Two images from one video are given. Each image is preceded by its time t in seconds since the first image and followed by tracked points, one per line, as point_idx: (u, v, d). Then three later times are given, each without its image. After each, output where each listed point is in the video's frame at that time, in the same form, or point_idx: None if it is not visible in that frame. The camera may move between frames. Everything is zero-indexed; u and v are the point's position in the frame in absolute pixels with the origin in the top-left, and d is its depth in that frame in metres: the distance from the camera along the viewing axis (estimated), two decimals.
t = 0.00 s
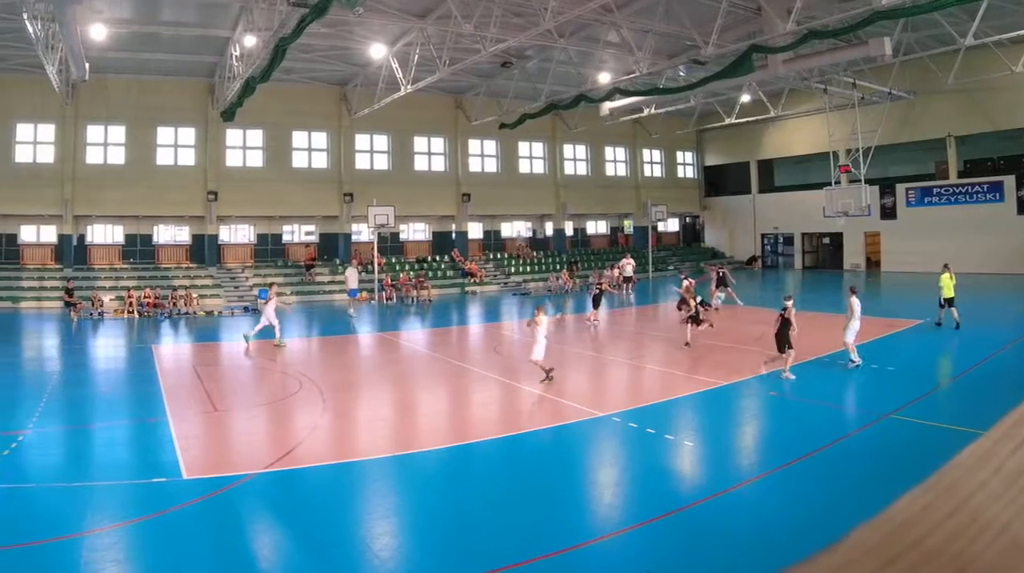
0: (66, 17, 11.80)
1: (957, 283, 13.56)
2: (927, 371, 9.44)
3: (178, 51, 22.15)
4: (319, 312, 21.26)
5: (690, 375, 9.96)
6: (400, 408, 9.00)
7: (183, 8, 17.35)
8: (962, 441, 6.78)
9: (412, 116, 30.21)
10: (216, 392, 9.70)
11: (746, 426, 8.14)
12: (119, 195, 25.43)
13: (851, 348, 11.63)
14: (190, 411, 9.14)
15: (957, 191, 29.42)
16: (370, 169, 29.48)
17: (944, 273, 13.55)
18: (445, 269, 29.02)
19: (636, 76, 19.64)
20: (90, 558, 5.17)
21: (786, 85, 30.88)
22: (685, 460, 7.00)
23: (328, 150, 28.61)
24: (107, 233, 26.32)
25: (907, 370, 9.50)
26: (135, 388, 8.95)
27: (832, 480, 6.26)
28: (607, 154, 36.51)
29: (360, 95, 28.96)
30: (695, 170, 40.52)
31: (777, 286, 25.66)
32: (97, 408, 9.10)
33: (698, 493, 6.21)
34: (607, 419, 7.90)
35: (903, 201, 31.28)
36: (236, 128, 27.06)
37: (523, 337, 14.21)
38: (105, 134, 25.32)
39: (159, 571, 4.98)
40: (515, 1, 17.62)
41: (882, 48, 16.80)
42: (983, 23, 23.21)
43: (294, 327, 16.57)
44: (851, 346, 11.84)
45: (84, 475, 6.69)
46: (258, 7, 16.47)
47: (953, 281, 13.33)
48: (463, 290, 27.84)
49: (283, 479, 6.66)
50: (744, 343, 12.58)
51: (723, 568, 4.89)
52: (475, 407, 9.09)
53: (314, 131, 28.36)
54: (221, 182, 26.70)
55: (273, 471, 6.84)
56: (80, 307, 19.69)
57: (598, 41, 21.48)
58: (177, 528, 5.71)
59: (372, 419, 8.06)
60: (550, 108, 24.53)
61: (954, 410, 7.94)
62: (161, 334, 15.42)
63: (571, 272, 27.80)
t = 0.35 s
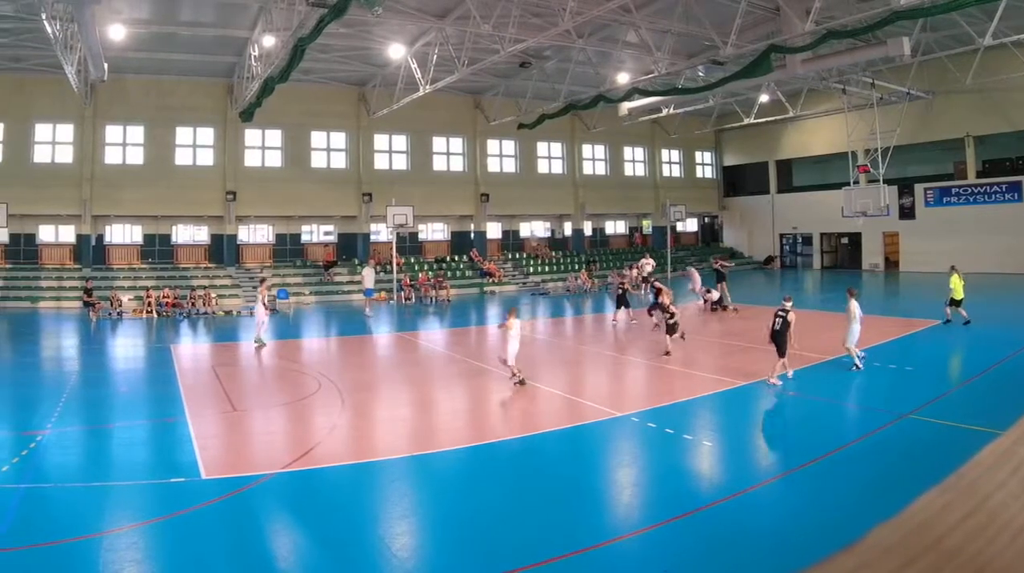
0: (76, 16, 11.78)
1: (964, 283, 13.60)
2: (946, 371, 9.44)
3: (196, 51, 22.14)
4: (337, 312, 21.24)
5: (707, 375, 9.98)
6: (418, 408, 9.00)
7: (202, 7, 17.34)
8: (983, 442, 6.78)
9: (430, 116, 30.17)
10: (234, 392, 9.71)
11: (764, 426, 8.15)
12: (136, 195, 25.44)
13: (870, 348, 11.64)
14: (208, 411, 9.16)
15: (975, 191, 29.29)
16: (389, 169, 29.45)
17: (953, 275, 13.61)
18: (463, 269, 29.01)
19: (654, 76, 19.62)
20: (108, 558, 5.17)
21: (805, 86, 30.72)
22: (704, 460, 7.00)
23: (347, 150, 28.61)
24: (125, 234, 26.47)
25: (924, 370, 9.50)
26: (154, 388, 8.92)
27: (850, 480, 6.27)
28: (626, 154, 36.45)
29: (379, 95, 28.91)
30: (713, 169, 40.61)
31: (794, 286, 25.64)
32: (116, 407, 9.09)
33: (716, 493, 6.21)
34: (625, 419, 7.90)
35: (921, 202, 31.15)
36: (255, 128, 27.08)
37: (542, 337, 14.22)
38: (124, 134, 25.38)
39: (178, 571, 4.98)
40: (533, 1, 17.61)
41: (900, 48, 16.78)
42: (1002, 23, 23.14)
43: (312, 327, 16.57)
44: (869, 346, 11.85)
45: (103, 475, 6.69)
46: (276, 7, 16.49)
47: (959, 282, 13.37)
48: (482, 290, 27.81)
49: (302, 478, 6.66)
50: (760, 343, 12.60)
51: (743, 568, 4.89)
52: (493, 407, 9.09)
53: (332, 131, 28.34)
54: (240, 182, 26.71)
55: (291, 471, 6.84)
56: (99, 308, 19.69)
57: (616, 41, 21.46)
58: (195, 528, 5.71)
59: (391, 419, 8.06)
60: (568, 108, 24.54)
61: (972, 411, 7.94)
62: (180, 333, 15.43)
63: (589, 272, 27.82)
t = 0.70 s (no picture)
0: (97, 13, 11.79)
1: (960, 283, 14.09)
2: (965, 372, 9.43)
3: (215, 51, 22.14)
4: (355, 312, 21.22)
5: (726, 375, 9.97)
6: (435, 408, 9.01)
7: (221, 7, 17.34)
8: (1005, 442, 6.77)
9: (448, 116, 30.11)
10: (252, 392, 9.72)
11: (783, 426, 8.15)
12: (154, 195, 25.45)
13: (889, 348, 11.64)
14: (227, 412, 9.18)
15: (994, 191, 29.21)
16: (408, 169, 29.43)
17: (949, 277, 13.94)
18: (482, 269, 28.99)
19: (673, 76, 19.60)
20: (127, 558, 5.17)
21: (824, 86, 30.53)
22: (722, 460, 7.00)
23: (366, 150, 28.58)
24: (143, 234, 26.35)
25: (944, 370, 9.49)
26: (172, 388, 8.93)
27: (869, 481, 6.26)
28: (644, 154, 36.25)
29: (397, 95, 28.86)
30: (732, 169, 40.15)
31: (814, 286, 25.60)
32: (135, 407, 9.12)
33: (735, 493, 6.21)
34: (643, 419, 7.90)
35: (940, 201, 31.05)
36: (274, 128, 27.09)
37: (561, 337, 14.21)
38: (143, 134, 25.40)
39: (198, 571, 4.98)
40: (552, 1, 17.60)
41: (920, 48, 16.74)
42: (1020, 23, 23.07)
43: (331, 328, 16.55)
44: (888, 346, 11.86)
45: (121, 475, 6.69)
46: (295, 7, 16.53)
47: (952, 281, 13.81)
48: (501, 290, 27.81)
49: (321, 479, 6.66)
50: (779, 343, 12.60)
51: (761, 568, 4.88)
52: (511, 407, 9.08)
53: (350, 131, 28.32)
54: (259, 182, 26.72)
55: (310, 471, 6.84)
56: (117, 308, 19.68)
57: (635, 41, 21.45)
58: (213, 529, 5.70)
59: (409, 419, 8.06)
60: (587, 108, 24.56)
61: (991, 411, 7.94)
62: (198, 334, 15.42)
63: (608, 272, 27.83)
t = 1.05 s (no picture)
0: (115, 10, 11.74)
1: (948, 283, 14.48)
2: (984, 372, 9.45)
3: (234, 51, 22.14)
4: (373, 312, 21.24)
5: (744, 375, 9.99)
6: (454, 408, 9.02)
7: (239, 8, 17.34)
8: None
9: (466, 116, 30.05)
10: (271, 392, 9.74)
11: (802, 426, 8.15)
12: (172, 195, 25.49)
13: (906, 348, 11.64)
14: (246, 412, 9.22)
15: (1013, 191, 29.16)
16: (427, 169, 29.42)
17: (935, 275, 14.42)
18: (501, 269, 29.01)
19: (692, 76, 19.57)
20: (146, 558, 5.17)
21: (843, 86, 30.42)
22: (741, 460, 7.00)
23: (384, 150, 28.54)
24: (162, 234, 26.62)
25: (963, 371, 9.52)
26: (190, 388, 8.89)
27: (888, 481, 6.26)
28: (664, 154, 36.11)
29: (416, 95, 28.83)
30: (752, 170, 39.82)
31: (832, 286, 25.62)
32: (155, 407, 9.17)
33: (754, 493, 6.21)
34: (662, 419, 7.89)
35: (959, 202, 31.02)
36: (292, 128, 27.08)
37: (579, 337, 14.22)
38: (161, 134, 25.44)
39: (218, 571, 4.98)
40: (571, 1, 17.58)
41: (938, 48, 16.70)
42: None
43: (349, 327, 16.56)
44: (905, 346, 11.87)
45: (141, 475, 6.70)
46: (314, 7, 16.50)
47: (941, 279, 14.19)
48: (519, 290, 27.81)
49: (340, 478, 6.67)
50: (798, 343, 12.62)
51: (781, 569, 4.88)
52: (530, 407, 9.10)
53: (369, 131, 28.29)
54: (277, 182, 26.72)
55: (329, 471, 6.85)
56: (136, 308, 19.68)
57: (653, 41, 21.42)
58: (232, 529, 5.70)
59: (428, 419, 8.06)
60: (606, 109, 24.58)
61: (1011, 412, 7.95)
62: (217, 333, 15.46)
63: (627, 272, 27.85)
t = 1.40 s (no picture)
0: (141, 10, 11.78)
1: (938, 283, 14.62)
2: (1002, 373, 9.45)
3: (251, 51, 22.13)
4: (392, 312, 21.23)
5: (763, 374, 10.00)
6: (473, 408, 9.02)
7: (257, 8, 17.37)
8: None
9: (485, 116, 30.01)
10: (290, 392, 9.76)
11: (820, 426, 8.16)
12: (190, 196, 25.54)
13: (925, 348, 11.64)
14: (266, 412, 9.25)
15: None
16: (445, 169, 29.40)
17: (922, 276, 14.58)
18: (520, 269, 29.00)
19: (710, 76, 19.57)
20: (164, 558, 5.17)
21: (861, 86, 30.30)
22: (759, 460, 7.00)
23: (403, 150, 28.54)
24: (181, 234, 26.39)
25: (981, 371, 9.52)
26: (209, 388, 8.81)
27: (907, 481, 6.25)
28: (682, 154, 35.97)
29: (435, 95, 28.82)
30: (769, 169, 39.92)
31: (850, 286, 25.61)
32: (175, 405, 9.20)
33: (773, 493, 6.21)
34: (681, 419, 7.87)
35: (977, 202, 30.93)
36: (311, 128, 27.10)
37: (598, 337, 14.22)
38: (180, 134, 25.51)
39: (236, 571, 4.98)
40: (589, 2, 17.60)
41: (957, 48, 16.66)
42: None
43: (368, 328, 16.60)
44: (925, 346, 11.87)
45: (160, 475, 6.71)
46: (332, 7, 16.51)
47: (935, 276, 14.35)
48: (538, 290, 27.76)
49: (359, 479, 6.66)
50: (817, 343, 12.61)
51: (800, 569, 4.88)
52: (548, 407, 9.12)
53: (387, 131, 28.27)
54: (296, 182, 26.74)
55: (347, 471, 6.84)
56: (155, 308, 19.68)
57: (672, 41, 21.40)
58: (251, 529, 5.70)
59: (446, 419, 8.04)
60: (624, 109, 24.60)
61: None
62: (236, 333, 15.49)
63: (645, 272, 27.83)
